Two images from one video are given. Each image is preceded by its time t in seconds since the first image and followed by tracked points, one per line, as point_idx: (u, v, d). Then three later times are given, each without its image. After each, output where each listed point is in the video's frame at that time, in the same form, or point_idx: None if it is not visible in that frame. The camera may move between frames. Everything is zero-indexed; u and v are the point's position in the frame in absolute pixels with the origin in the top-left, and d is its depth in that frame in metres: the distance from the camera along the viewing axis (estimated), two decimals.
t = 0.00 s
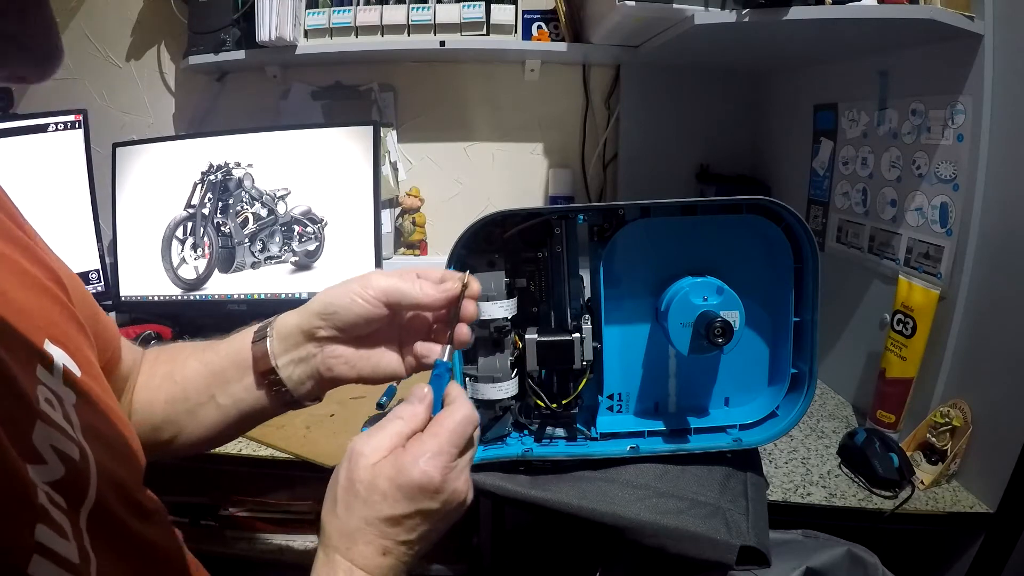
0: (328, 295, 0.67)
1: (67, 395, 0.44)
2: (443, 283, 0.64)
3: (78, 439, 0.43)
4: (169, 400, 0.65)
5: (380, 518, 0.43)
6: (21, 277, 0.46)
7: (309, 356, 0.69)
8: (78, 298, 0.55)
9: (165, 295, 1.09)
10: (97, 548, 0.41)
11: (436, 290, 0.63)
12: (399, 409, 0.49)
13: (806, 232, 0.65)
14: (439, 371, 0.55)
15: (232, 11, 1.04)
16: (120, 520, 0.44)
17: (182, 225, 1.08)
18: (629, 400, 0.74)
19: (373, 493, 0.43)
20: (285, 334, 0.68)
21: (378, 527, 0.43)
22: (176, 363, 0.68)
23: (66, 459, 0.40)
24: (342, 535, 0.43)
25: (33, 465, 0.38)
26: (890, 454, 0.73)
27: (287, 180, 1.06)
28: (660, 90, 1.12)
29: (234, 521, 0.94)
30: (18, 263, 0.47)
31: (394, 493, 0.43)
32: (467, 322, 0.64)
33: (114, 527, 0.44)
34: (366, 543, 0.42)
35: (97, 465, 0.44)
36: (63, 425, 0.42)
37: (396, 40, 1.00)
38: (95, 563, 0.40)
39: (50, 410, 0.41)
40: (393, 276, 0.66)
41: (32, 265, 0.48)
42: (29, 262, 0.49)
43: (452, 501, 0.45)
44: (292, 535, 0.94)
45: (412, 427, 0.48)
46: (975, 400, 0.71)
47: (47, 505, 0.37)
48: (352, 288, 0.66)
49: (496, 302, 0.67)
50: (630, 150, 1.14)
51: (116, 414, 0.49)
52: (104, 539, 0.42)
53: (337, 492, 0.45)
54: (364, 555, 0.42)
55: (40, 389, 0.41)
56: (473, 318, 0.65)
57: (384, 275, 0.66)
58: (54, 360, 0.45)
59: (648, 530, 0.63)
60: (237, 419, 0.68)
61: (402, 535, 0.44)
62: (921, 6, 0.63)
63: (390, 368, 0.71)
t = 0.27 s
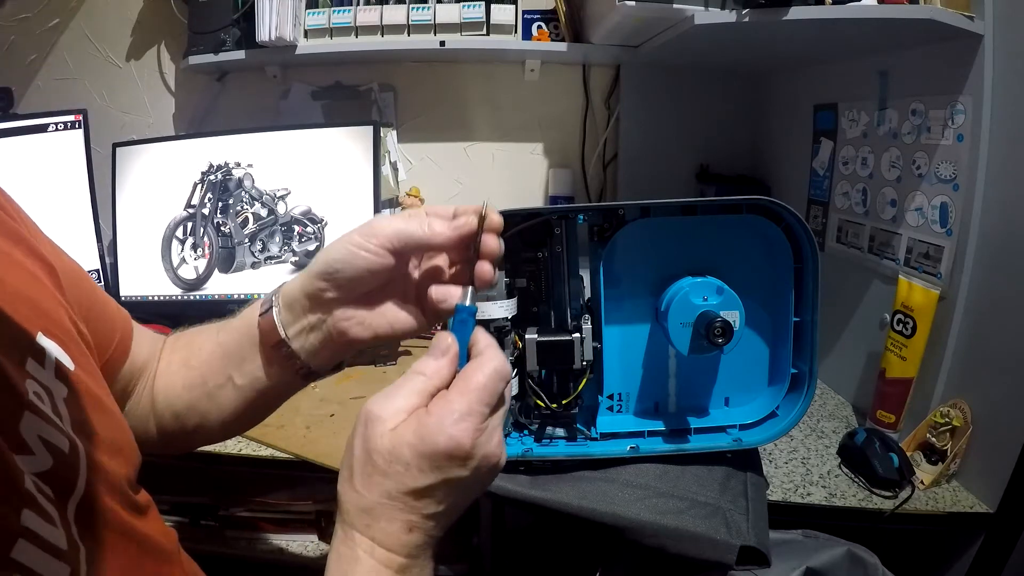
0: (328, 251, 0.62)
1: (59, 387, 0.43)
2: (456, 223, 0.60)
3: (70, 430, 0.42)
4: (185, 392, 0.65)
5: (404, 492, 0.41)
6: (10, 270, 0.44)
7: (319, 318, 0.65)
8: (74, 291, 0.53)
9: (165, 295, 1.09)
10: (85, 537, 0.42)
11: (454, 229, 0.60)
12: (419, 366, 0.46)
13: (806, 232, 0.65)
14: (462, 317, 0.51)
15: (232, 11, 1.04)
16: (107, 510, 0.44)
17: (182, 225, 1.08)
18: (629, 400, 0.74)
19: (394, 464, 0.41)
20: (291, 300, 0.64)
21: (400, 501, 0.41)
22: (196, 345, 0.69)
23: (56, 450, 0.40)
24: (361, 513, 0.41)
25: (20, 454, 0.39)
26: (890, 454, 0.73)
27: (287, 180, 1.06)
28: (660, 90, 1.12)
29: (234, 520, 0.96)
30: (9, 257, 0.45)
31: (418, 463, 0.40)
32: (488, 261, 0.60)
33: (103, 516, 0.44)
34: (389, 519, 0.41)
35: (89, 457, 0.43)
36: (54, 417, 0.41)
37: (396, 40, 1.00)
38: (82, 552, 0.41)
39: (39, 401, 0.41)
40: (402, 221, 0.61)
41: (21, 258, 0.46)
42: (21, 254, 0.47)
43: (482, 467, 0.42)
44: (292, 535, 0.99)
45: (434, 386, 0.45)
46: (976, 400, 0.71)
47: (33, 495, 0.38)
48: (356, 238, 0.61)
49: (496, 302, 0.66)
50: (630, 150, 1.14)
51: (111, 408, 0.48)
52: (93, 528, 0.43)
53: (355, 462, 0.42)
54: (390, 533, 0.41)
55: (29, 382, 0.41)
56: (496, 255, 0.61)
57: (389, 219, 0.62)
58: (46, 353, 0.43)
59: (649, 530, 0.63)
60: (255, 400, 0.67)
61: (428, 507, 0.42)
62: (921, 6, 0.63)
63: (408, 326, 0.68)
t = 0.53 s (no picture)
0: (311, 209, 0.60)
1: (57, 381, 0.43)
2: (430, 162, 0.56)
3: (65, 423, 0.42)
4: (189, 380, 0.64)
5: (375, 475, 0.41)
6: (9, 261, 0.44)
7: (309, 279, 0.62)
8: (74, 284, 0.53)
9: (165, 295, 1.09)
10: (83, 529, 0.42)
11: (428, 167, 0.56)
12: (393, 332, 0.45)
13: (806, 232, 0.65)
14: (446, 277, 0.52)
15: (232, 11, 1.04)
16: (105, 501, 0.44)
17: (182, 225, 1.08)
18: (629, 400, 0.74)
19: (362, 446, 0.41)
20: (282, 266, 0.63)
21: (373, 485, 0.41)
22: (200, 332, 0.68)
23: (51, 441, 0.40)
24: (340, 499, 0.42)
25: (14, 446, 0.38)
26: (890, 454, 0.73)
27: (287, 180, 1.06)
28: (660, 89, 1.12)
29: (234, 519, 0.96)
30: (9, 249, 0.45)
31: (383, 442, 0.40)
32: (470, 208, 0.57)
33: (101, 508, 0.44)
34: (365, 505, 0.41)
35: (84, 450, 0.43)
36: (49, 410, 0.41)
37: (396, 40, 1.00)
38: (78, 544, 0.41)
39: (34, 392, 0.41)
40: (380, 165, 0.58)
41: (21, 250, 0.46)
42: (21, 246, 0.47)
43: (456, 443, 0.41)
44: (292, 535, 0.97)
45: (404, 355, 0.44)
46: (975, 400, 0.71)
47: (28, 486, 0.38)
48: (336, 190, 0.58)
49: (497, 302, 0.68)
50: (630, 150, 1.14)
51: (108, 402, 0.48)
52: (90, 519, 0.43)
53: (333, 448, 0.43)
54: (368, 520, 0.41)
55: (25, 374, 0.41)
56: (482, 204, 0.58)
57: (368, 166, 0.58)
58: (45, 346, 0.43)
59: (649, 530, 0.63)
60: (257, 384, 0.65)
61: (406, 490, 0.41)
62: (922, 6, 0.63)
63: (407, 292, 0.65)
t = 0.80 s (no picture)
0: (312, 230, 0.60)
1: (55, 382, 0.43)
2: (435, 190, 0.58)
3: (62, 423, 0.42)
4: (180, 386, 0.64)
5: (350, 481, 0.42)
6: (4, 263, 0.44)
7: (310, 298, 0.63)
8: (70, 287, 0.53)
9: (165, 295, 1.09)
10: (83, 530, 0.42)
11: (433, 195, 0.58)
12: (366, 345, 0.48)
13: (807, 232, 0.65)
14: (424, 293, 0.53)
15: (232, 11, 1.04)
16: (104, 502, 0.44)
17: (182, 225, 1.08)
18: (629, 400, 0.74)
19: (335, 453, 0.42)
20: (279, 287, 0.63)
21: (349, 492, 0.42)
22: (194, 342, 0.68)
23: (50, 442, 0.40)
24: (320, 507, 0.43)
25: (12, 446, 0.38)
26: (890, 454, 0.73)
27: (287, 180, 1.06)
28: (659, 89, 1.12)
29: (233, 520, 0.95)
30: (4, 252, 0.45)
31: (352, 449, 0.41)
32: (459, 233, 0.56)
33: (100, 508, 0.44)
34: (343, 512, 0.43)
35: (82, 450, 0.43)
36: (46, 410, 0.41)
37: (396, 40, 1.00)
38: (77, 544, 0.40)
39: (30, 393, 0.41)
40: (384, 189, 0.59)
41: (16, 253, 0.46)
42: (15, 248, 0.46)
43: (421, 446, 0.41)
44: (291, 535, 0.95)
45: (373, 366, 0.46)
46: (975, 400, 0.71)
47: (26, 486, 0.37)
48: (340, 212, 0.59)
49: (496, 302, 0.67)
50: (630, 151, 1.14)
51: (106, 404, 0.48)
52: (89, 520, 0.43)
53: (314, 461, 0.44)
54: (346, 526, 0.42)
55: (24, 374, 0.41)
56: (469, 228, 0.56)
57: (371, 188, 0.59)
58: (43, 347, 0.44)
59: (649, 530, 0.63)
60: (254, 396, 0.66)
61: (380, 495, 0.42)
62: (922, 6, 0.63)
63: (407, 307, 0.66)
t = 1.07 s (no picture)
0: (325, 297, 0.61)
1: (58, 385, 0.43)
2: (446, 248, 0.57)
3: (67, 427, 0.43)
4: (176, 404, 0.65)
5: (354, 494, 0.43)
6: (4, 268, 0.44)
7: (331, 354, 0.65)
8: (70, 293, 0.52)
9: (165, 295, 1.09)
10: (85, 536, 0.42)
11: (446, 254, 0.57)
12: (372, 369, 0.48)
13: (806, 232, 0.65)
14: (430, 328, 0.52)
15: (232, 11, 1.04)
16: (108, 508, 0.45)
17: (182, 225, 1.08)
18: (629, 400, 0.74)
19: (341, 467, 0.43)
20: (294, 346, 0.63)
21: (354, 504, 0.43)
22: (190, 365, 0.69)
23: (54, 447, 0.41)
24: (323, 518, 0.44)
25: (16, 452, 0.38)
26: (890, 454, 0.73)
27: (287, 180, 1.06)
28: (659, 90, 1.12)
29: (232, 521, 0.94)
30: (3, 257, 0.45)
31: (357, 464, 0.42)
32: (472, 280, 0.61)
33: (104, 514, 0.44)
34: (347, 524, 0.43)
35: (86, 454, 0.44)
36: (50, 414, 0.41)
37: (396, 40, 0.99)
38: (80, 551, 0.40)
39: (34, 398, 0.41)
40: (394, 251, 0.59)
41: (16, 257, 0.46)
42: (15, 254, 0.46)
43: (423, 464, 0.42)
44: (292, 536, 0.94)
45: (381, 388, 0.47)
46: (975, 400, 0.71)
47: (30, 493, 0.38)
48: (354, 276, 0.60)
49: (496, 302, 0.67)
50: (630, 150, 1.14)
51: (106, 408, 0.48)
52: (93, 526, 0.43)
53: (320, 473, 0.45)
54: (348, 537, 0.43)
55: (27, 378, 0.41)
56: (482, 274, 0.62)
57: (381, 250, 0.60)
58: (46, 351, 0.44)
59: (649, 530, 0.63)
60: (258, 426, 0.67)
61: (382, 509, 0.43)
62: (921, 6, 0.63)
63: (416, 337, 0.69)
